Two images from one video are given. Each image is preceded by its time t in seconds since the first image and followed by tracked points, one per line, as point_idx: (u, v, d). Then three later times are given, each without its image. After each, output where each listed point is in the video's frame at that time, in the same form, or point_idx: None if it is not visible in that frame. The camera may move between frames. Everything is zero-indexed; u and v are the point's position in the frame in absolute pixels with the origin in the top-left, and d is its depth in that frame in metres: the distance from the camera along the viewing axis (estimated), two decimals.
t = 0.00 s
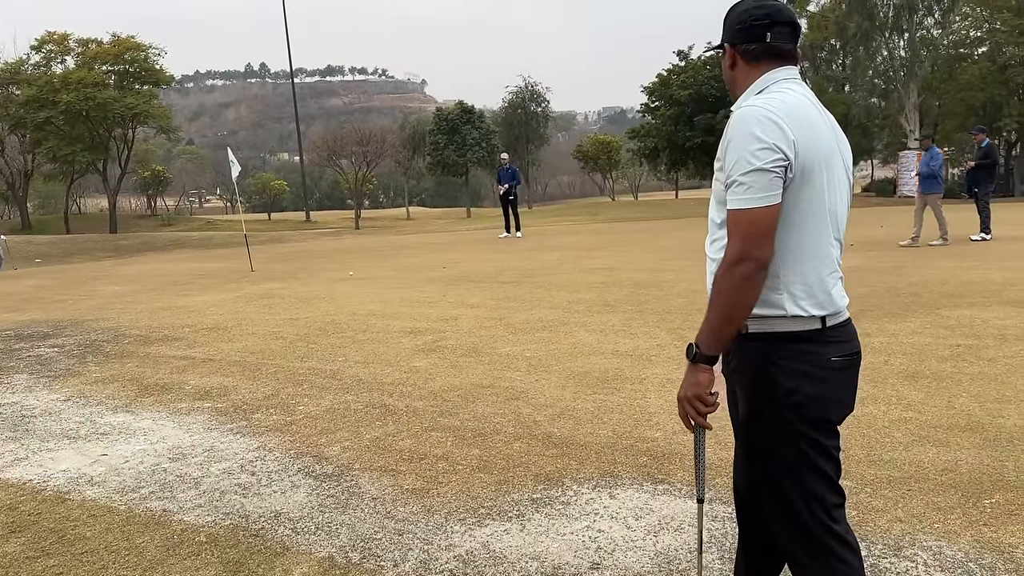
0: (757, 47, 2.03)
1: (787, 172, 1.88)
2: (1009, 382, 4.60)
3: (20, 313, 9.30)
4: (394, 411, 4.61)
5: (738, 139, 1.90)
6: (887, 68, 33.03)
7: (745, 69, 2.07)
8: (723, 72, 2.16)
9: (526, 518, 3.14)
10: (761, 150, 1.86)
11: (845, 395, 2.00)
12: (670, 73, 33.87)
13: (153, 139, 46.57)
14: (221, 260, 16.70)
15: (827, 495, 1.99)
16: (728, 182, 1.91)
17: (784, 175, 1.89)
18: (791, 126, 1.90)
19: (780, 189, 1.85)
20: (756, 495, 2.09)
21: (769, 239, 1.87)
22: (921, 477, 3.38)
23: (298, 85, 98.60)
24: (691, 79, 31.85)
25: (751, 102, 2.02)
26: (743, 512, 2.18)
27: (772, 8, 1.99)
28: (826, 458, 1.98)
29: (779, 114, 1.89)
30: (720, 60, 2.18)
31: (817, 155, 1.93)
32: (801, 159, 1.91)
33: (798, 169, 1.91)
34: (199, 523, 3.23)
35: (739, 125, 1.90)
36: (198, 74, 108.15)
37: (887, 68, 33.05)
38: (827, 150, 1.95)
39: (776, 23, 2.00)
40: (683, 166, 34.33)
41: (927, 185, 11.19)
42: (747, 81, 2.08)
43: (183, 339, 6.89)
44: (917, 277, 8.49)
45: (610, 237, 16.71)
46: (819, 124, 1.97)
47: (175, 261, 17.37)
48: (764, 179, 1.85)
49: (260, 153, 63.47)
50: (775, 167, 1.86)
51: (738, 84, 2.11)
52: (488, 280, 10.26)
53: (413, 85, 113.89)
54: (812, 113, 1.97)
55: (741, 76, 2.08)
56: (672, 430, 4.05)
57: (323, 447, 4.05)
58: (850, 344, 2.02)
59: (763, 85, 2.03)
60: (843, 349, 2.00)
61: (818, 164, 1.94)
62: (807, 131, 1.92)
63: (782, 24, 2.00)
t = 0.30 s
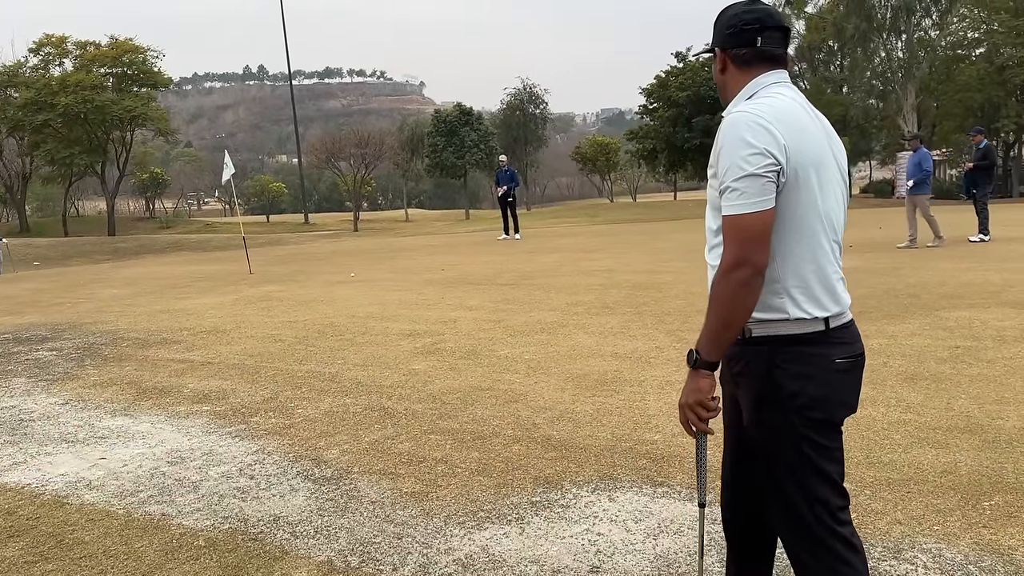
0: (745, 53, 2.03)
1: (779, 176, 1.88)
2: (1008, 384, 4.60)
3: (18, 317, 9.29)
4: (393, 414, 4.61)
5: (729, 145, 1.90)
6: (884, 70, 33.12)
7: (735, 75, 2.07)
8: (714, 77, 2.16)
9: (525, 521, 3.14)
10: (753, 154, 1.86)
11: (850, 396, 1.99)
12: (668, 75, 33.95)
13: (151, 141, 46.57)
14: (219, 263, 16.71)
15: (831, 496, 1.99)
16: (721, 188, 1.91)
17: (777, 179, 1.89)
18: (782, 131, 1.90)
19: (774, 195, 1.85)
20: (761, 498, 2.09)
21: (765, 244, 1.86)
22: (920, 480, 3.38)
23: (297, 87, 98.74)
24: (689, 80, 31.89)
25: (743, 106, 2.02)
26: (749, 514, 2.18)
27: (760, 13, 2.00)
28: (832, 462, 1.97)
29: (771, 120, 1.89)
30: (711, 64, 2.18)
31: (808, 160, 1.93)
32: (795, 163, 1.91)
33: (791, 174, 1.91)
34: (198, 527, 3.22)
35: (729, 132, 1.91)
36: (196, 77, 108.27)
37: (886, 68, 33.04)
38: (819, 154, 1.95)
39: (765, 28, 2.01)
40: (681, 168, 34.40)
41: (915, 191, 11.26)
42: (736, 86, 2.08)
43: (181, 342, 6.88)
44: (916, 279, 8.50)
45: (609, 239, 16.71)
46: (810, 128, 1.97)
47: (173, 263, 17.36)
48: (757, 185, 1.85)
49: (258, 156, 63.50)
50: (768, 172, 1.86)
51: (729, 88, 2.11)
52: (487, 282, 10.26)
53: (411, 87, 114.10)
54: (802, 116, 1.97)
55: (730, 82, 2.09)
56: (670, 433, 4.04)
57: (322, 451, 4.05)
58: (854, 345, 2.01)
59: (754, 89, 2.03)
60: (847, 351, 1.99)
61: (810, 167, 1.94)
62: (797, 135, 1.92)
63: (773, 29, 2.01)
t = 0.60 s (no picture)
0: (717, 66, 2.06)
1: (754, 178, 1.90)
2: (1009, 385, 4.60)
3: (19, 320, 9.29)
4: (394, 417, 4.60)
5: (704, 150, 1.92)
6: (884, 70, 33.02)
7: (708, 88, 2.09)
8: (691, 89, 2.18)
9: (528, 523, 3.13)
10: (728, 159, 1.88)
11: (834, 392, 1.99)
12: (667, 77, 34.10)
13: (152, 144, 46.59)
14: (219, 265, 16.71)
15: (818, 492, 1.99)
16: (699, 193, 1.93)
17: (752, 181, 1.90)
18: (756, 135, 1.92)
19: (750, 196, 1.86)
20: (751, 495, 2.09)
21: (744, 243, 1.87)
22: (924, 480, 3.38)
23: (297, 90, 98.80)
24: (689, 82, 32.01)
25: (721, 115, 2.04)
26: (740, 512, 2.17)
27: (732, 27, 2.03)
28: (816, 458, 1.97)
29: (743, 126, 1.91)
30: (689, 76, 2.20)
31: (783, 163, 1.94)
32: (769, 166, 1.92)
33: (766, 176, 1.92)
34: (199, 531, 3.22)
35: (704, 138, 1.92)
36: (195, 80, 108.32)
37: (885, 69, 33.01)
38: (794, 158, 1.97)
39: (739, 41, 2.04)
40: (682, 169, 34.49)
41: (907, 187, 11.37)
42: (711, 98, 2.10)
43: (183, 344, 6.88)
44: (917, 279, 8.51)
45: (609, 240, 16.72)
46: (784, 134, 1.98)
47: (174, 266, 17.36)
48: (734, 187, 1.87)
49: (258, 158, 63.55)
50: (743, 175, 1.87)
51: (706, 99, 2.13)
52: (488, 284, 10.27)
53: (411, 89, 114.38)
54: (776, 122, 1.99)
55: (703, 97, 2.11)
56: (669, 435, 4.04)
57: (324, 453, 4.05)
58: (839, 343, 2.01)
59: (729, 99, 2.05)
60: (832, 348, 1.99)
61: (785, 169, 1.95)
62: (770, 141, 1.93)
63: (747, 43, 2.04)
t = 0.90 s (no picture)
0: (686, 72, 2.30)
1: (703, 169, 2.14)
2: (1015, 384, 4.58)
3: (21, 324, 9.27)
4: (397, 419, 4.59)
5: (661, 145, 2.18)
6: (886, 70, 33.00)
7: (678, 93, 2.34)
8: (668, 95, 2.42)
9: (531, 527, 3.11)
10: (680, 151, 2.13)
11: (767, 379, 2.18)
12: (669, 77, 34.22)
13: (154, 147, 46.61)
14: (222, 268, 16.69)
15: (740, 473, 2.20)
16: (658, 182, 2.18)
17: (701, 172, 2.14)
18: (708, 132, 2.16)
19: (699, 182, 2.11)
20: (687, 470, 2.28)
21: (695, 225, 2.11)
22: (930, 482, 3.36)
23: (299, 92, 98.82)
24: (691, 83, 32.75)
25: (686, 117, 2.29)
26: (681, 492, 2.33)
27: (703, 38, 2.28)
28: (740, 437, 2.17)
29: (696, 121, 2.17)
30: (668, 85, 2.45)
31: (731, 158, 2.17)
32: (718, 159, 2.16)
33: (717, 168, 2.16)
34: (202, 535, 3.21)
35: (663, 135, 2.19)
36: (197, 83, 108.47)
37: (887, 69, 33.12)
38: (744, 153, 2.20)
39: (708, 51, 2.29)
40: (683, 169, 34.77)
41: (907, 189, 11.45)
42: (682, 100, 2.34)
43: (186, 348, 6.87)
44: (921, 279, 8.48)
45: (611, 241, 16.68)
46: (738, 132, 2.21)
47: (176, 269, 17.36)
48: (685, 174, 2.11)
49: (260, 161, 63.58)
50: (694, 164, 2.12)
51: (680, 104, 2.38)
52: (490, 286, 10.26)
53: (412, 91, 114.44)
54: (732, 123, 2.22)
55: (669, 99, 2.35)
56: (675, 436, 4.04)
57: (326, 456, 4.03)
58: (779, 334, 2.21)
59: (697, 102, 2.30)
60: (770, 337, 2.19)
61: (735, 162, 2.18)
62: (722, 136, 2.17)
63: (716, 52, 2.28)
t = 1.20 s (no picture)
0: (662, 73, 2.40)
1: (650, 161, 2.22)
2: None
3: (22, 328, 9.22)
4: (398, 423, 4.52)
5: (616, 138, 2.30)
6: (890, 68, 33.04)
7: (656, 92, 2.41)
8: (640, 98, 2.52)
9: (533, 534, 3.04)
10: (629, 144, 2.23)
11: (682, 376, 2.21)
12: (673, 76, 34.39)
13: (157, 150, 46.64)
14: (224, 270, 16.64)
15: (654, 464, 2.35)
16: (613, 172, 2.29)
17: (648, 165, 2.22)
18: (659, 127, 2.25)
19: (641, 173, 2.20)
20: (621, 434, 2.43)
21: (632, 216, 2.19)
22: (942, 485, 3.28)
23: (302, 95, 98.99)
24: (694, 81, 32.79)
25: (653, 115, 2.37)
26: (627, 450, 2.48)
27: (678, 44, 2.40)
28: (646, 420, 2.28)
29: (649, 117, 2.26)
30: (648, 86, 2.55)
31: (678, 155, 2.23)
32: (667, 153, 2.23)
33: (665, 163, 2.23)
34: (197, 543, 3.14)
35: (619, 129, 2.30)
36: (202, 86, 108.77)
37: (891, 67, 33.05)
38: (695, 150, 2.24)
39: (683, 55, 2.41)
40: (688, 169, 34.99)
41: (907, 189, 11.43)
42: (657, 100, 2.43)
43: (186, 350, 6.82)
44: (928, 278, 8.40)
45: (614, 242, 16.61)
46: (695, 131, 2.26)
47: (179, 272, 17.34)
48: (631, 166, 2.21)
49: (263, 163, 63.73)
50: (639, 156, 2.21)
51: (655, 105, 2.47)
52: (492, 286, 10.19)
53: (415, 93, 114.55)
54: (691, 122, 2.28)
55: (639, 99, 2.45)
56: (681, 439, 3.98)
57: (326, 461, 3.98)
58: (717, 335, 2.19)
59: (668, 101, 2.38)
60: (702, 332, 2.19)
61: (685, 157, 2.23)
62: (676, 133, 2.23)
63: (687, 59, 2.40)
